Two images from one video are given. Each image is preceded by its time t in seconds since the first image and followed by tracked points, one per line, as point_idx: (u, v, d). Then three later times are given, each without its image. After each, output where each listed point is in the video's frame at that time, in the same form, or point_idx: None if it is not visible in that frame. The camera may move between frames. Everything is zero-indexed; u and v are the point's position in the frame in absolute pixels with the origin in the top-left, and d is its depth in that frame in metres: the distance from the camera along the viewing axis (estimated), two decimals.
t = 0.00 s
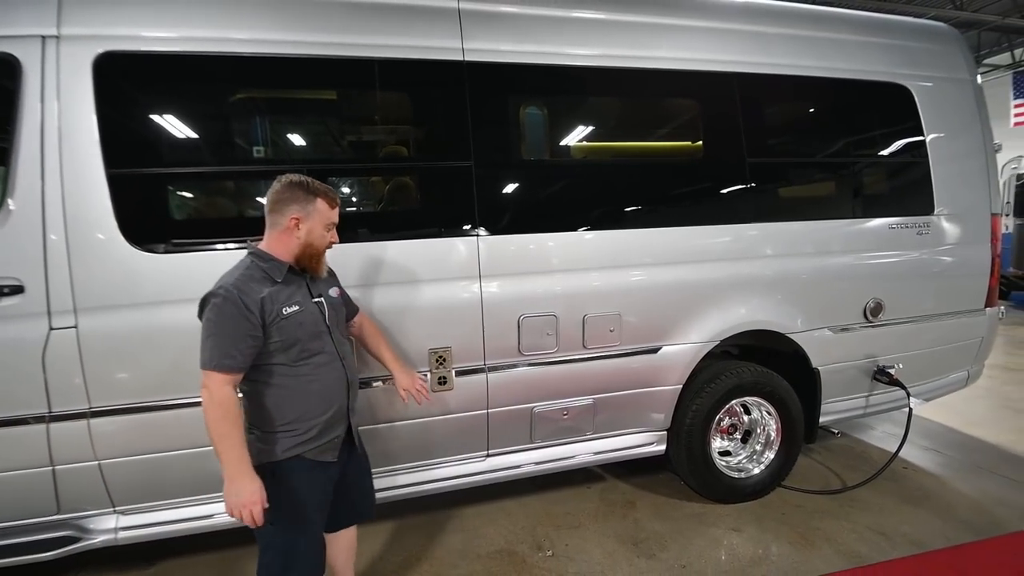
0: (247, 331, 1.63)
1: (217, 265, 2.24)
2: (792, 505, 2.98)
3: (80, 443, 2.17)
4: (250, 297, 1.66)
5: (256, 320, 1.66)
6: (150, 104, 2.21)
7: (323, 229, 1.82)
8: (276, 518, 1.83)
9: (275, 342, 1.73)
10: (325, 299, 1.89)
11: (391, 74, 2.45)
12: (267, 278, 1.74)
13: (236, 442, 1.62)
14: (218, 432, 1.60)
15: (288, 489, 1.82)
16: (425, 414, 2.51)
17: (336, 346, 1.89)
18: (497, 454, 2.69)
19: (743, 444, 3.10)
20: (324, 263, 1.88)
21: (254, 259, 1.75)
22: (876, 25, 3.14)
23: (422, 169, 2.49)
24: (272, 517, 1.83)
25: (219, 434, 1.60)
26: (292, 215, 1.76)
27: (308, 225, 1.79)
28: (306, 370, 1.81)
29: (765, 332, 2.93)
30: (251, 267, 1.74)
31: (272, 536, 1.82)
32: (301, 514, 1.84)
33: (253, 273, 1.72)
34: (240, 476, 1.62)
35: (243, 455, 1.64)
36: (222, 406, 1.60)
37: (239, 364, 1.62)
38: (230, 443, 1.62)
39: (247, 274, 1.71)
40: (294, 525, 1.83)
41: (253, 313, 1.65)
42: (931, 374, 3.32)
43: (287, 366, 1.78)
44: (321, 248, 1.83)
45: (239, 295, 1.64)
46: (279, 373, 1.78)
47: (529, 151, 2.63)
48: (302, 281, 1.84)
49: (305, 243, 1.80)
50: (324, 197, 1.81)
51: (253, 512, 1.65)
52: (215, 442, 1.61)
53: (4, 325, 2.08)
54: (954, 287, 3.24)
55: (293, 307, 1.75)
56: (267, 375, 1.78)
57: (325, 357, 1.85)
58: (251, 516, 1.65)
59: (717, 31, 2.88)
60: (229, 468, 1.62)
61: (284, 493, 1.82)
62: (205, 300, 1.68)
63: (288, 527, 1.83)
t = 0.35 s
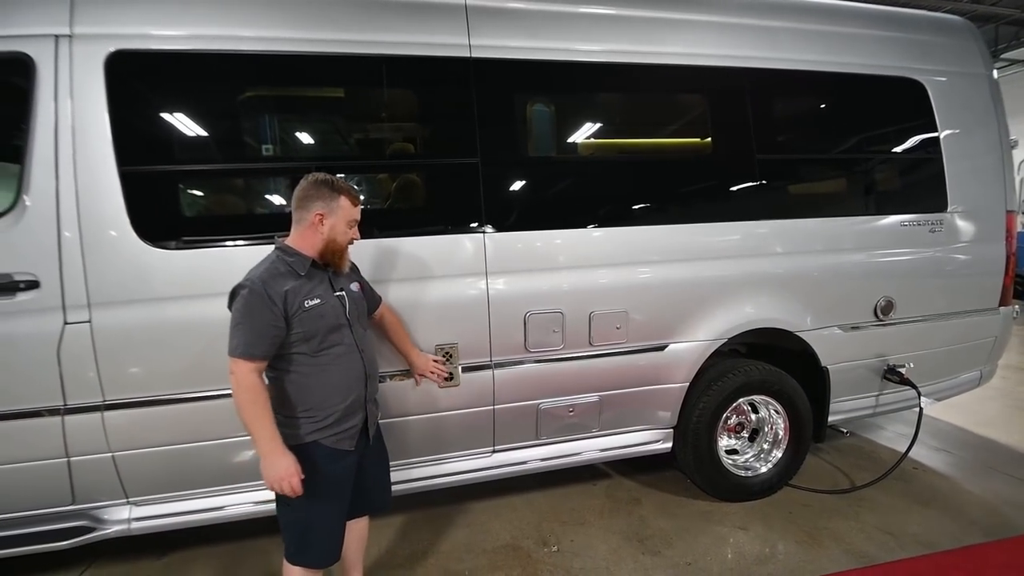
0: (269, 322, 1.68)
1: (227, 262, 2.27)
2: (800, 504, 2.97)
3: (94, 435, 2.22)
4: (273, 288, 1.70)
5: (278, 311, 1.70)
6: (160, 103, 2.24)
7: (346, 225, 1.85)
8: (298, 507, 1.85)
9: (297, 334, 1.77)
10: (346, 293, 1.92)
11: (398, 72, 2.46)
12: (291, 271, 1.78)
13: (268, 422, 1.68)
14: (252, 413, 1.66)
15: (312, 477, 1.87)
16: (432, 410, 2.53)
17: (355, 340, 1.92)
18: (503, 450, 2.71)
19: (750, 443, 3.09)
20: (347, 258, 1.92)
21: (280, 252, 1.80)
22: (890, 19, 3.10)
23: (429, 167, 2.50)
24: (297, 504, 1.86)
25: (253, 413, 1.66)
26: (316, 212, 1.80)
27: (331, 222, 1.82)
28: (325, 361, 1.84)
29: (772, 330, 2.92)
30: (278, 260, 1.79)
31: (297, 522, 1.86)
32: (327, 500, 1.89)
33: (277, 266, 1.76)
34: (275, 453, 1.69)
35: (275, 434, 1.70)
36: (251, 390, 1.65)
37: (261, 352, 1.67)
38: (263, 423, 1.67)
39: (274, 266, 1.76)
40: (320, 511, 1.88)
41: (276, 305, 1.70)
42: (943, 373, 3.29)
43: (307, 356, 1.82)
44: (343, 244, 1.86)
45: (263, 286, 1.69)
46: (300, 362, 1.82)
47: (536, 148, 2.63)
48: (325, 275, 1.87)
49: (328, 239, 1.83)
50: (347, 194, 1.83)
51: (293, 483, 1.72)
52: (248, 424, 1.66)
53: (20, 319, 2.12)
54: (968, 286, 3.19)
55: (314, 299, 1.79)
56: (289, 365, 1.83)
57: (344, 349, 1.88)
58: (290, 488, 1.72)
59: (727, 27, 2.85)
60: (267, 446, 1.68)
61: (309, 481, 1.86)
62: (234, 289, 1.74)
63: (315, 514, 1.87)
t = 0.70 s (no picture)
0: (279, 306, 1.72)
1: (241, 253, 2.30)
2: (805, 507, 2.97)
3: (110, 420, 2.27)
4: (285, 275, 1.75)
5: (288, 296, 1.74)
6: (177, 95, 2.26)
7: (338, 206, 1.84)
8: (302, 495, 1.89)
9: (306, 321, 1.81)
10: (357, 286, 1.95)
11: (412, 67, 2.47)
12: (304, 260, 1.83)
13: (281, 405, 1.72)
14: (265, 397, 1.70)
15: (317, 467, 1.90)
16: (440, 405, 2.56)
17: (364, 332, 1.94)
18: (509, 445, 2.73)
19: (756, 445, 3.09)
20: (354, 241, 1.90)
21: (294, 243, 1.86)
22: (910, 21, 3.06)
23: (442, 163, 2.51)
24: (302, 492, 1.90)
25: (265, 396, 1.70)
26: (307, 198, 1.84)
27: (322, 205, 1.84)
28: (332, 351, 1.87)
29: (781, 332, 2.91)
30: (291, 249, 1.84)
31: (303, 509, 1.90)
32: (332, 489, 1.92)
33: (291, 254, 1.82)
34: (287, 435, 1.71)
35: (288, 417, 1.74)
36: (265, 375, 1.69)
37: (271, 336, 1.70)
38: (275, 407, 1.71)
39: (287, 255, 1.81)
40: (324, 500, 1.91)
41: (287, 290, 1.74)
42: (954, 380, 3.26)
43: (315, 345, 1.85)
44: (339, 225, 1.85)
45: (275, 272, 1.74)
46: (307, 351, 1.85)
47: (548, 146, 2.63)
48: (337, 266, 1.91)
49: (323, 222, 1.85)
50: (333, 174, 1.83)
51: (303, 468, 1.74)
52: (260, 407, 1.70)
53: (40, 306, 2.17)
54: (983, 292, 3.16)
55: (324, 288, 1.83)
56: (298, 352, 1.86)
57: (351, 340, 1.90)
58: (300, 472, 1.74)
59: (745, 26, 2.83)
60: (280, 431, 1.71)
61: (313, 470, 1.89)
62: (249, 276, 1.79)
63: (319, 502, 1.90)
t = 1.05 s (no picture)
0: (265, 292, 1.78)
1: (247, 243, 2.32)
2: (804, 495, 3.01)
3: (119, 408, 2.31)
4: (275, 262, 1.81)
5: (276, 283, 1.80)
6: (177, 85, 2.27)
7: (313, 193, 1.86)
8: (301, 483, 1.93)
9: (296, 309, 1.85)
10: (354, 276, 1.95)
11: (412, 57, 2.47)
12: (299, 250, 1.89)
13: (283, 381, 1.80)
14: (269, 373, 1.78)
15: (308, 454, 1.92)
16: (443, 393, 2.59)
17: (357, 322, 1.94)
18: (512, 433, 2.77)
19: (756, 434, 3.12)
20: (333, 227, 1.87)
21: (296, 234, 1.93)
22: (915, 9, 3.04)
23: (443, 154, 2.52)
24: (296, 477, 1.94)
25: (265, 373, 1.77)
26: (296, 191, 1.91)
27: (302, 194, 1.88)
28: (321, 339, 1.89)
29: (782, 322, 2.93)
30: (291, 239, 1.90)
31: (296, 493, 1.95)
32: (323, 476, 1.94)
33: (287, 244, 1.88)
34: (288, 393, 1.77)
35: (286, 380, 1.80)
36: (256, 356, 1.78)
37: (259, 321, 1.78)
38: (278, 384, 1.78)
39: (285, 245, 1.88)
40: (314, 486, 1.93)
41: (275, 278, 1.80)
42: (954, 370, 3.28)
43: (305, 332, 1.89)
44: (316, 211, 1.86)
45: (266, 260, 1.80)
46: (298, 338, 1.90)
47: (549, 136, 2.63)
48: (334, 256, 1.93)
49: (306, 211, 1.89)
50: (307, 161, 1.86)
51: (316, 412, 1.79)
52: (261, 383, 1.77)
53: (49, 296, 2.20)
54: (985, 283, 3.17)
55: (315, 277, 1.86)
56: (292, 340, 1.91)
57: (341, 330, 1.91)
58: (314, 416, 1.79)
59: (748, 15, 2.82)
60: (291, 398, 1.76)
61: (304, 456, 1.93)
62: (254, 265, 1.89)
63: (309, 488, 1.93)
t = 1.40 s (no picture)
0: (273, 287, 1.84)
1: (260, 240, 2.34)
2: (815, 494, 2.99)
3: (134, 403, 2.34)
4: (284, 259, 1.87)
5: (284, 279, 1.85)
6: (187, 84, 2.29)
7: (316, 194, 1.88)
8: (311, 477, 1.96)
9: (302, 304, 1.89)
10: (361, 272, 1.96)
11: (421, 55, 2.47)
12: (308, 247, 1.93)
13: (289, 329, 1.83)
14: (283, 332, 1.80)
15: (316, 448, 1.95)
16: (453, 390, 2.60)
17: (363, 317, 1.95)
18: (521, 430, 2.78)
19: (767, 432, 3.11)
20: (335, 231, 1.89)
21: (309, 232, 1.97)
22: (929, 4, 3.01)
23: (453, 151, 2.53)
24: (306, 471, 1.97)
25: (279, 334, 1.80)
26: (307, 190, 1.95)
27: (309, 194, 1.91)
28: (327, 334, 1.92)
29: (793, 320, 2.91)
30: (302, 237, 1.95)
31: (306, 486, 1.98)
32: (331, 470, 1.95)
33: (297, 241, 1.93)
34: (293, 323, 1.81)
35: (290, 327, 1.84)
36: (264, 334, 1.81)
37: (269, 315, 1.84)
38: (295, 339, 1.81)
39: (296, 243, 1.92)
40: (322, 480, 1.95)
41: (282, 274, 1.85)
42: (968, 369, 3.25)
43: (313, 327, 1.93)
44: (318, 212, 1.88)
45: (275, 256, 1.87)
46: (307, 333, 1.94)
47: (558, 134, 2.63)
48: (341, 252, 1.94)
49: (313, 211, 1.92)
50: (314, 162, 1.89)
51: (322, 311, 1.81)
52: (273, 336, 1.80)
53: (66, 292, 2.24)
54: (999, 281, 3.13)
55: (321, 273, 1.89)
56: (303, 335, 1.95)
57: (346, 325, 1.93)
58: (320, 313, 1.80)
59: (758, 11, 2.80)
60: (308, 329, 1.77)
61: (313, 451, 1.95)
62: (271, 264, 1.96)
63: (317, 482, 1.95)
